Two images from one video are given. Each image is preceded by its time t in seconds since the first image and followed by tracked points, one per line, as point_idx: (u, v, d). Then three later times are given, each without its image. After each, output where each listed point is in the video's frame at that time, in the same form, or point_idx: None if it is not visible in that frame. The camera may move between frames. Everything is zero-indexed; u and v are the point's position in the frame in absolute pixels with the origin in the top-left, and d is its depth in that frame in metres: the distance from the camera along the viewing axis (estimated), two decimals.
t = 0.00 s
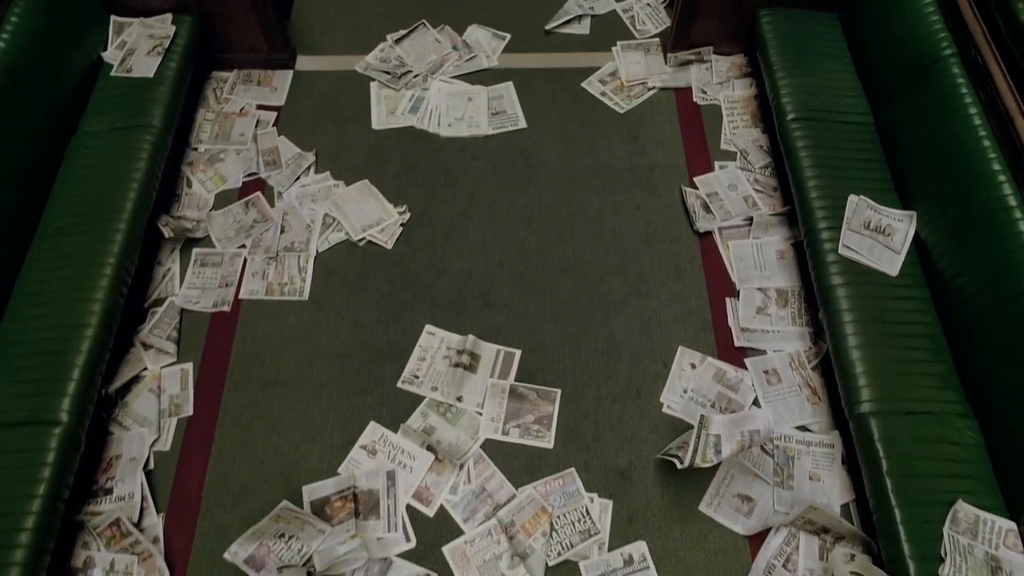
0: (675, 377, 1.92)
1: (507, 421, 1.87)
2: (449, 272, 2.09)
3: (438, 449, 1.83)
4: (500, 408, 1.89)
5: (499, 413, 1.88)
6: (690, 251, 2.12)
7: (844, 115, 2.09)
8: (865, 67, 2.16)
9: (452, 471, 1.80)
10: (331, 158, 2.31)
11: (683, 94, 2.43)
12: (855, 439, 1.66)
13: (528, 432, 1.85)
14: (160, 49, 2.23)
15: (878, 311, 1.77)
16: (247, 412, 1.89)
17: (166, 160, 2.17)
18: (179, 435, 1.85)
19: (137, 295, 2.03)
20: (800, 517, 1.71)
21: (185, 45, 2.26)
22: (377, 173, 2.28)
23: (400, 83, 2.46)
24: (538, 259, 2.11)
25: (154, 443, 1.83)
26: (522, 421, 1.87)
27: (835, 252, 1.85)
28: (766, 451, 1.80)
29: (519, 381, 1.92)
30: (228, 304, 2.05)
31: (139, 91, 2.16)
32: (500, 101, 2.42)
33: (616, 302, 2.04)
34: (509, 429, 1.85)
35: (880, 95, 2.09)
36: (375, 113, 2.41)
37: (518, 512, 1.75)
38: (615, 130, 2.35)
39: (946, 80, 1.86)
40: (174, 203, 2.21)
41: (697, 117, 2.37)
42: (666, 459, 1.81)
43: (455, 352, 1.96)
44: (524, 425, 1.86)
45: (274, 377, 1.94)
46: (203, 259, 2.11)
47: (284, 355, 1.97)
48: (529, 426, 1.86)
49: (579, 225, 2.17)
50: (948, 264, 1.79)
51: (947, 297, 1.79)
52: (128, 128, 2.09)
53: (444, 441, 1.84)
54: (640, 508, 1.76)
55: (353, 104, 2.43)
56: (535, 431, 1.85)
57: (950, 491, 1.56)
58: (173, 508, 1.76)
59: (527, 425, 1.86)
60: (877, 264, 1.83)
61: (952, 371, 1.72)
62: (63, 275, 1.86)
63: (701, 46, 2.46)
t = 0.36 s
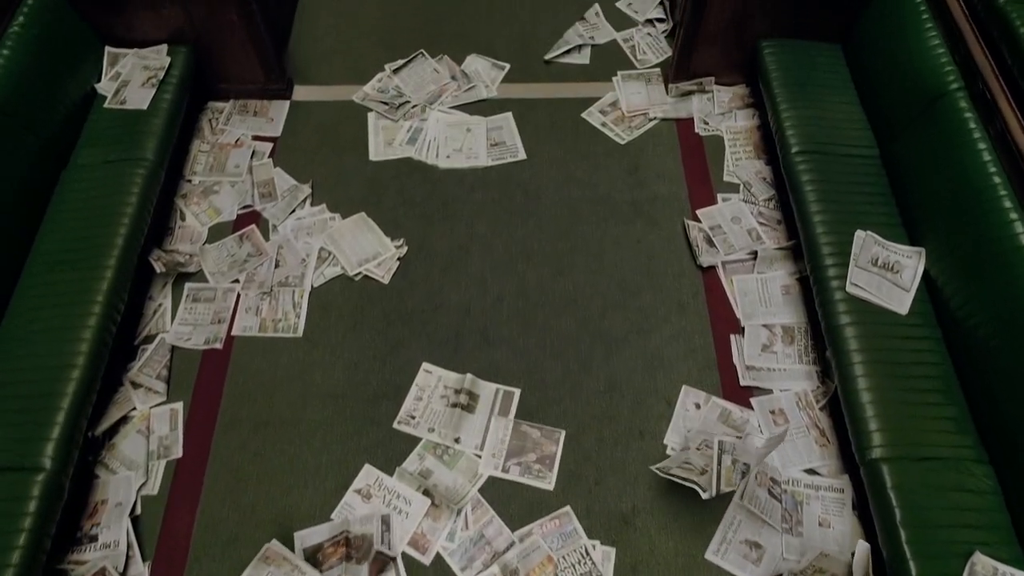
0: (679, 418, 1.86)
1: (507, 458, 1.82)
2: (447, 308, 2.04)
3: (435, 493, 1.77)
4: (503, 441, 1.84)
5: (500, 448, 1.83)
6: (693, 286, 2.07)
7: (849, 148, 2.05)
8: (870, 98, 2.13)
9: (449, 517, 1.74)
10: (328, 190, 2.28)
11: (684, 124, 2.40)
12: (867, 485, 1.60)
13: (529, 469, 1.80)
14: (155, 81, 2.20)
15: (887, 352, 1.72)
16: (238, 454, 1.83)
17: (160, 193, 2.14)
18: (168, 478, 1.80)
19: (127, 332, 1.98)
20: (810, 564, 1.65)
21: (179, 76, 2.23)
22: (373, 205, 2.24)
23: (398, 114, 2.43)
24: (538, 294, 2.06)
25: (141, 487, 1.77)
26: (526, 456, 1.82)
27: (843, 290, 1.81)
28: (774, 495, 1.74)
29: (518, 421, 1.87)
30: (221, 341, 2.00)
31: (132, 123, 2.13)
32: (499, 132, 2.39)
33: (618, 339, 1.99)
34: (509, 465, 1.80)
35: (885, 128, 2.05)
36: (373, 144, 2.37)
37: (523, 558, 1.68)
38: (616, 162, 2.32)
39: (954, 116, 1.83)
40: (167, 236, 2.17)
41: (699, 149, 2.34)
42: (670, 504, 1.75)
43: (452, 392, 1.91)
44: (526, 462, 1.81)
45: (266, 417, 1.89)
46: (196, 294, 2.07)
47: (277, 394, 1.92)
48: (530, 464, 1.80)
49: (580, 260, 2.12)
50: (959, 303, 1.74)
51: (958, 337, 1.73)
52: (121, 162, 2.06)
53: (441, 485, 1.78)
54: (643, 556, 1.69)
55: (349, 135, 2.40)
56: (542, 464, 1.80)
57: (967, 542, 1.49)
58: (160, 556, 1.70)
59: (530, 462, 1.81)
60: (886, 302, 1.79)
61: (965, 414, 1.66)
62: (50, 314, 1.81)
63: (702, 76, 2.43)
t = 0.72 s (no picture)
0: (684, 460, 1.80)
1: (507, 497, 1.75)
2: (444, 344, 1.99)
3: (431, 540, 1.69)
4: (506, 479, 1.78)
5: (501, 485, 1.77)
6: (697, 322, 2.02)
7: (854, 180, 2.02)
8: (875, 129, 2.09)
9: (445, 565, 1.66)
10: (323, 222, 2.23)
11: (686, 155, 2.36)
12: (881, 535, 1.54)
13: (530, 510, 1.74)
14: (148, 112, 2.17)
15: (899, 394, 1.67)
16: (227, 499, 1.77)
17: (151, 226, 2.09)
18: (154, 524, 1.73)
19: (115, 370, 1.92)
20: None
21: (173, 107, 2.20)
22: (369, 238, 2.19)
23: (395, 144, 2.40)
24: (537, 330, 2.01)
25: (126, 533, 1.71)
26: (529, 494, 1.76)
27: (851, 328, 1.76)
28: (785, 541, 1.66)
29: (517, 464, 1.80)
30: (211, 380, 1.94)
31: (124, 155, 2.09)
32: (498, 163, 2.35)
33: (620, 378, 1.93)
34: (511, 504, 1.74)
35: (892, 161, 2.01)
36: (369, 175, 2.33)
37: None
38: (617, 193, 2.28)
39: (964, 149, 1.78)
40: (158, 270, 2.12)
41: (702, 180, 2.30)
42: (676, 553, 1.68)
43: (449, 433, 1.85)
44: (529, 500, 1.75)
45: (257, 460, 1.82)
46: (187, 330, 2.02)
47: (268, 435, 1.86)
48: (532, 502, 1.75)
49: (580, 295, 2.07)
50: (972, 343, 1.68)
51: (973, 378, 1.67)
52: (111, 195, 2.02)
53: (437, 531, 1.70)
54: None
55: (346, 166, 2.36)
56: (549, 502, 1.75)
57: None
58: None
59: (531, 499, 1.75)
60: (896, 341, 1.74)
61: (982, 460, 1.60)
62: (34, 353, 1.76)
63: (704, 106, 2.40)
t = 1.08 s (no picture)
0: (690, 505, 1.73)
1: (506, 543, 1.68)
2: (441, 382, 1.93)
3: None
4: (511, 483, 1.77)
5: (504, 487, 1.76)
6: (702, 359, 1.96)
7: (863, 213, 1.97)
8: (883, 161, 2.05)
9: None
10: (318, 255, 2.18)
11: (689, 185, 2.32)
12: None
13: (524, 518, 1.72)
14: (139, 143, 2.12)
15: (913, 438, 1.60)
16: (214, 547, 1.70)
17: (141, 260, 2.04)
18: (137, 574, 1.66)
19: (101, 410, 1.86)
20: None
21: (165, 138, 2.16)
22: (365, 271, 2.14)
23: (392, 174, 2.35)
24: (537, 368, 1.95)
25: None
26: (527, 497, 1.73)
27: (862, 369, 1.70)
28: None
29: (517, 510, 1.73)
30: (200, 420, 1.88)
31: (114, 188, 2.04)
32: (497, 193, 2.31)
33: (623, 418, 1.87)
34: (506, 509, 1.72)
35: (900, 194, 1.96)
36: (366, 206, 2.28)
37: None
38: (618, 225, 2.23)
39: (976, 184, 1.73)
40: (147, 304, 2.06)
41: (705, 211, 2.25)
42: None
43: (446, 476, 1.78)
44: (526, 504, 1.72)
45: (246, 505, 1.76)
46: (176, 368, 1.96)
47: (259, 478, 1.79)
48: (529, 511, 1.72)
49: (581, 330, 2.02)
50: (987, 385, 1.62)
51: (989, 422, 1.61)
52: (100, 228, 1.97)
53: None
54: None
55: (342, 197, 2.31)
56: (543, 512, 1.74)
57: None
58: None
59: (529, 503, 1.73)
60: (909, 382, 1.68)
61: (1001, 509, 1.53)
62: (16, 394, 1.70)
63: (707, 136, 2.36)
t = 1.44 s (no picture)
0: (697, 553, 1.65)
1: None
2: (437, 422, 1.87)
3: None
4: (507, 466, 1.78)
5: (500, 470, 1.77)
6: (707, 398, 1.90)
7: (872, 248, 1.92)
8: (891, 194, 2.00)
9: None
10: (312, 289, 2.12)
11: (692, 216, 2.27)
12: None
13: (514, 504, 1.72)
14: (130, 175, 2.08)
15: (930, 486, 1.53)
16: None
17: (130, 295, 1.98)
18: None
19: (84, 451, 1.80)
20: None
21: (156, 170, 2.11)
22: (360, 306, 2.08)
23: (389, 205, 2.30)
24: (537, 405, 1.89)
25: None
26: (521, 483, 1.74)
27: (875, 412, 1.64)
28: None
29: (516, 558, 1.66)
30: (187, 462, 1.81)
31: (103, 221, 1.99)
32: (495, 225, 2.25)
33: (626, 460, 1.80)
34: (496, 488, 1.73)
35: (910, 228, 1.91)
36: (361, 238, 2.23)
37: None
38: (620, 258, 2.17)
39: (989, 220, 1.68)
40: (135, 340, 2.00)
41: (709, 244, 2.20)
42: None
43: (442, 523, 1.71)
44: (517, 486, 1.73)
45: (233, 553, 1.68)
46: (163, 407, 1.89)
47: (247, 524, 1.72)
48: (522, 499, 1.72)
49: (583, 368, 1.95)
50: (1006, 430, 1.55)
51: (1008, 470, 1.54)
52: (87, 263, 1.91)
53: None
54: None
55: (337, 229, 2.26)
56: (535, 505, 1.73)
57: None
58: None
59: (521, 488, 1.73)
60: (923, 426, 1.62)
61: None
62: None
63: (709, 166, 2.31)
